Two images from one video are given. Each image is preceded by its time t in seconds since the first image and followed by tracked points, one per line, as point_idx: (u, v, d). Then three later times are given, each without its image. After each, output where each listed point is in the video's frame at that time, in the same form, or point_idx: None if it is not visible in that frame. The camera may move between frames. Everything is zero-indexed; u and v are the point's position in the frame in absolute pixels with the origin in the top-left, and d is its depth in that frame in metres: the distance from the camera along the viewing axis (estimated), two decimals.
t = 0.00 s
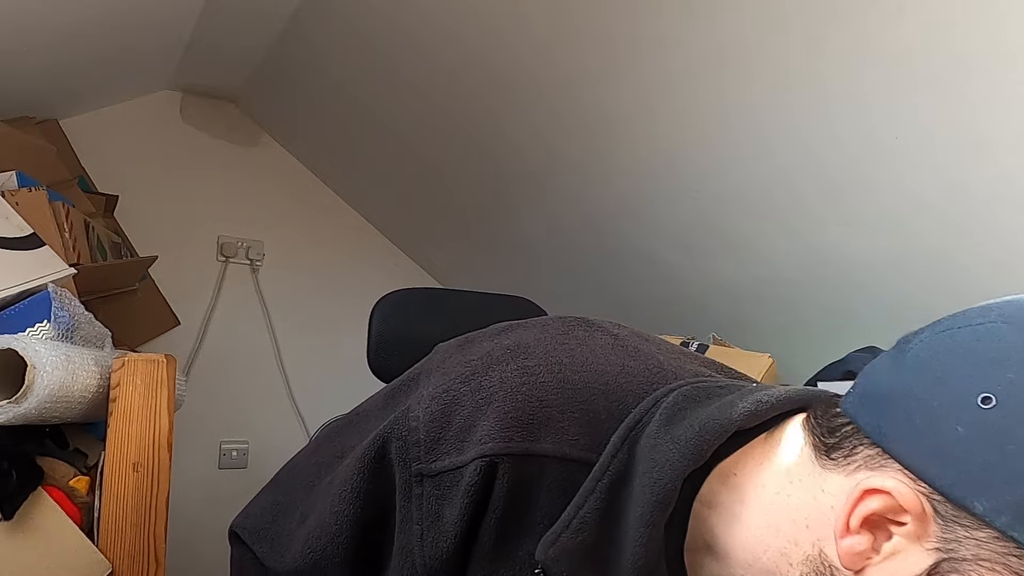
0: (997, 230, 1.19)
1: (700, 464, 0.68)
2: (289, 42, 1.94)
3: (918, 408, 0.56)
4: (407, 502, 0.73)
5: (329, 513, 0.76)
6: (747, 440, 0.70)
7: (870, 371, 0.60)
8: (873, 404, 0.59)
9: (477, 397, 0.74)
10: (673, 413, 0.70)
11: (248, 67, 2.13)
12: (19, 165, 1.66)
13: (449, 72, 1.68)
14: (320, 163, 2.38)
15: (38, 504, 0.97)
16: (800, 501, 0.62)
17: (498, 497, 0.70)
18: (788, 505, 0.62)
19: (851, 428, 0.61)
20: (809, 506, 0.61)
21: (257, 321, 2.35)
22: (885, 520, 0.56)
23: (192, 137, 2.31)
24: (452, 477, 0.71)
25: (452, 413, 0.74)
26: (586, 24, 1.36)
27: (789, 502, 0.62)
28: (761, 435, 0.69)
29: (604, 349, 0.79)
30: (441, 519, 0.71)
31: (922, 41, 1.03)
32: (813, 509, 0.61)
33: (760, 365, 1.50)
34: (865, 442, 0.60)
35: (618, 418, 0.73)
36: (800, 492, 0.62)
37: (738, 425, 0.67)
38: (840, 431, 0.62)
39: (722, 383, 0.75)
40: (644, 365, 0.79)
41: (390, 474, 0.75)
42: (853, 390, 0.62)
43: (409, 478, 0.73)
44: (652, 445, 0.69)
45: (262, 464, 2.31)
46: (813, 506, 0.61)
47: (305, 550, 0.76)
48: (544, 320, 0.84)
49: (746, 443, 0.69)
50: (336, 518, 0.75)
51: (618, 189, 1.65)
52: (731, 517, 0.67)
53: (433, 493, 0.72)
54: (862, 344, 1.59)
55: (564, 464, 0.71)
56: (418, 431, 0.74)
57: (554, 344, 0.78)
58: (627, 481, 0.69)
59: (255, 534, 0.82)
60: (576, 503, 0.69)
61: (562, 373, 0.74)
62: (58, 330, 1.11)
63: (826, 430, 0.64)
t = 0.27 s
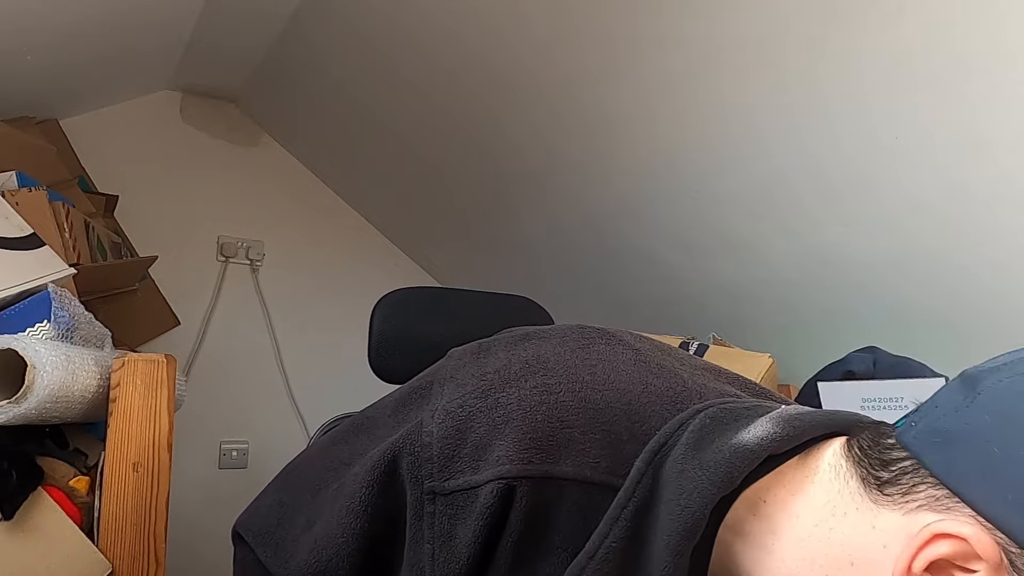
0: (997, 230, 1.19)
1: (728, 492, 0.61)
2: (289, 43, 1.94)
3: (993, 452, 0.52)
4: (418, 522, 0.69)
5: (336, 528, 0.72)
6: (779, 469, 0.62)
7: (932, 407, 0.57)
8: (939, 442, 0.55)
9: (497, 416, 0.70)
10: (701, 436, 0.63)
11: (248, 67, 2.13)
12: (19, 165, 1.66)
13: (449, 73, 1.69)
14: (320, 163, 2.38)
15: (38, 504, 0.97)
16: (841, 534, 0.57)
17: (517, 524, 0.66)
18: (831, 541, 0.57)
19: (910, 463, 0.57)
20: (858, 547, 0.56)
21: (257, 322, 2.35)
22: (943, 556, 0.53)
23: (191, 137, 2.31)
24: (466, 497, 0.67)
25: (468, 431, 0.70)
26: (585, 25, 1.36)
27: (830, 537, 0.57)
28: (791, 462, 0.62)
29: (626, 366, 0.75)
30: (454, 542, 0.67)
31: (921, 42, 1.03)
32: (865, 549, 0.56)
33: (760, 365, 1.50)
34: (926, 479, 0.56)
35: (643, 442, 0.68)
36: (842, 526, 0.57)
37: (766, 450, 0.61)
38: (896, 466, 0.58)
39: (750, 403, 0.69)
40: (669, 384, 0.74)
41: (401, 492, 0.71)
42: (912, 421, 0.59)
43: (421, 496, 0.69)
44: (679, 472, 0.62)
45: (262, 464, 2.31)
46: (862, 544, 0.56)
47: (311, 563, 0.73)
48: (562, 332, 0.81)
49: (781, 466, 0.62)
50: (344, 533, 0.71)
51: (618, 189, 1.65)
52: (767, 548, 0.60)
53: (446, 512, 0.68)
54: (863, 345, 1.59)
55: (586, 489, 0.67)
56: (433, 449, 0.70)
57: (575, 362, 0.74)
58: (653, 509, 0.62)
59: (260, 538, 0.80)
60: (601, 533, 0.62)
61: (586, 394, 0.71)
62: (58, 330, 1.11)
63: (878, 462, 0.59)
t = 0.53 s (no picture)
0: (997, 230, 1.19)
1: (733, 483, 0.62)
2: (289, 42, 1.94)
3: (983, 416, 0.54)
4: (426, 513, 0.69)
5: (344, 521, 0.72)
6: (779, 460, 0.64)
7: (927, 382, 0.59)
8: (934, 413, 0.56)
9: (505, 408, 0.70)
10: (705, 429, 0.65)
11: (248, 67, 2.13)
12: (19, 165, 1.66)
13: (449, 73, 1.69)
14: (320, 163, 2.39)
15: (38, 504, 0.97)
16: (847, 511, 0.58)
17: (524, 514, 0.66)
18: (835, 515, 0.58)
19: (907, 438, 0.58)
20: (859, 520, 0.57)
21: (257, 322, 2.35)
22: (943, 529, 0.53)
23: (192, 137, 2.31)
24: (474, 489, 0.68)
25: (476, 423, 0.70)
26: (585, 24, 1.36)
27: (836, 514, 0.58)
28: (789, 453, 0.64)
29: (630, 360, 0.76)
30: (462, 534, 0.67)
31: (921, 43, 1.04)
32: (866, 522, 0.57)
33: (760, 365, 1.50)
34: (923, 451, 0.57)
35: (647, 435, 0.69)
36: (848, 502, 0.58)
37: (768, 444, 0.62)
38: (893, 441, 0.59)
39: (752, 397, 0.70)
40: (672, 377, 0.75)
41: (409, 484, 0.71)
42: (908, 400, 0.60)
43: (429, 488, 0.69)
44: (684, 463, 0.63)
45: (261, 464, 2.30)
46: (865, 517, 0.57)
47: (318, 557, 0.72)
48: (568, 327, 0.81)
49: (781, 458, 0.64)
50: (351, 526, 0.71)
51: (618, 189, 1.65)
52: (769, 534, 0.62)
53: (454, 503, 0.68)
54: (862, 345, 1.59)
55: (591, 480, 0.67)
56: (441, 440, 0.70)
57: (580, 355, 0.75)
58: (658, 500, 0.63)
59: (267, 535, 0.79)
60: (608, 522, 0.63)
61: (592, 387, 0.71)
62: (57, 330, 1.11)
63: (876, 440, 0.60)
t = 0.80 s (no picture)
0: (997, 230, 1.19)
1: (724, 473, 0.63)
2: (289, 42, 1.94)
3: (966, 390, 0.54)
4: (421, 508, 0.70)
5: (340, 518, 0.72)
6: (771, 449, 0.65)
7: (912, 364, 0.59)
8: (920, 393, 0.57)
9: (497, 403, 0.71)
10: (695, 421, 0.66)
11: (248, 67, 2.13)
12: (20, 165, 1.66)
13: (449, 73, 1.69)
14: (320, 163, 2.39)
15: (38, 504, 0.97)
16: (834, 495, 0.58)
17: (518, 507, 0.67)
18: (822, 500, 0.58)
19: (894, 419, 0.59)
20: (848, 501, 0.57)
21: (257, 322, 2.35)
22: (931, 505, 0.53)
23: (192, 137, 2.31)
24: (468, 483, 0.68)
25: (470, 419, 0.71)
26: (585, 24, 1.36)
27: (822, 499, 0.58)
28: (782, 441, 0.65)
29: (621, 354, 0.76)
30: (457, 529, 0.68)
31: (919, 43, 1.04)
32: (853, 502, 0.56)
33: (760, 365, 1.50)
34: (910, 428, 0.57)
35: (639, 428, 0.70)
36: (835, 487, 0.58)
37: (758, 434, 0.63)
38: (880, 423, 0.59)
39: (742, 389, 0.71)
40: (663, 370, 0.75)
41: (404, 481, 0.72)
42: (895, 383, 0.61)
43: (424, 483, 0.70)
44: (675, 454, 0.64)
45: (261, 464, 2.30)
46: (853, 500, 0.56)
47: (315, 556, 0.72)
48: (560, 324, 0.81)
49: (770, 448, 0.65)
50: (348, 523, 0.71)
51: (618, 189, 1.65)
52: (761, 522, 0.62)
53: (448, 499, 0.69)
54: (862, 345, 1.59)
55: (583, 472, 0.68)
56: (434, 436, 0.70)
57: (572, 350, 0.75)
58: (650, 491, 0.64)
59: (266, 534, 0.79)
60: (600, 514, 0.64)
61: (584, 381, 0.72)
62: (57, 329, 1.11)
63: (864, 423, 0.60)
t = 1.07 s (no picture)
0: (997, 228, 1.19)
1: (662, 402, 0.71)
2: (289, 42, 1.94)
3: (909, 292, 0.61)
4: (395, 488, 0.75)
5: (319, 521, 0.76)
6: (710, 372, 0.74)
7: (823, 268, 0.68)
8: (843, 288, 0.65)
9: (449, 379, 0.77)
10: (632, 361, 0.74)
11: (248, 67, 2.13)
12: (20, 165, 1.67)
13: (449, 73, 1.69)
14: (320, 162, 2.39)
15: (38, 504, 0.97)
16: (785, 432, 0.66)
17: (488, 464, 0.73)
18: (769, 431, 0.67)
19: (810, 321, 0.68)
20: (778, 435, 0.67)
21: (258, 322, 2.35)
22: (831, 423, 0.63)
23: (192, 137, 2.31)
24: (435, 456, 0.74)
25: (430, 397, 0.76)
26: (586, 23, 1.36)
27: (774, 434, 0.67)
28: (719, 365, 0.75)
29: (560, 316, 0.83)
30: (435, 498, 0.73)
31: (919, 41, 1.03)
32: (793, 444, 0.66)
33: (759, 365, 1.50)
34: (824, 327, 0.66)
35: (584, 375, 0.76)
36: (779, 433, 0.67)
37: (686, 359, 0.72)
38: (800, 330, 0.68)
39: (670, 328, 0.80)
40: (600, 324, 0.83)
41: (375, 470, 0.76)
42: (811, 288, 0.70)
43: (395, 465, 0.75)
44: (620, 391, 0.72)
45: (262, 463, 2.30)
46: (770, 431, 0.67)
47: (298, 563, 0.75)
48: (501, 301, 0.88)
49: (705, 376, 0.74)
50: (328, 521, 0.75)
51: (618, 188, 1.65)
52: (706, 434, 0.71)
53: (419, 474, 0.74)
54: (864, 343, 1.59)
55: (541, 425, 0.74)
56: (398, 421, 0.76)
57: (515, 318, 0.82)
58: (600, 434, 0.72)
59: (251, 551, 0.80)
60: (561, 458, 0.71)
61: (530, 341, 0.78)
62: (57, 329, 1.11)
63: (787, 334, 0.69)
